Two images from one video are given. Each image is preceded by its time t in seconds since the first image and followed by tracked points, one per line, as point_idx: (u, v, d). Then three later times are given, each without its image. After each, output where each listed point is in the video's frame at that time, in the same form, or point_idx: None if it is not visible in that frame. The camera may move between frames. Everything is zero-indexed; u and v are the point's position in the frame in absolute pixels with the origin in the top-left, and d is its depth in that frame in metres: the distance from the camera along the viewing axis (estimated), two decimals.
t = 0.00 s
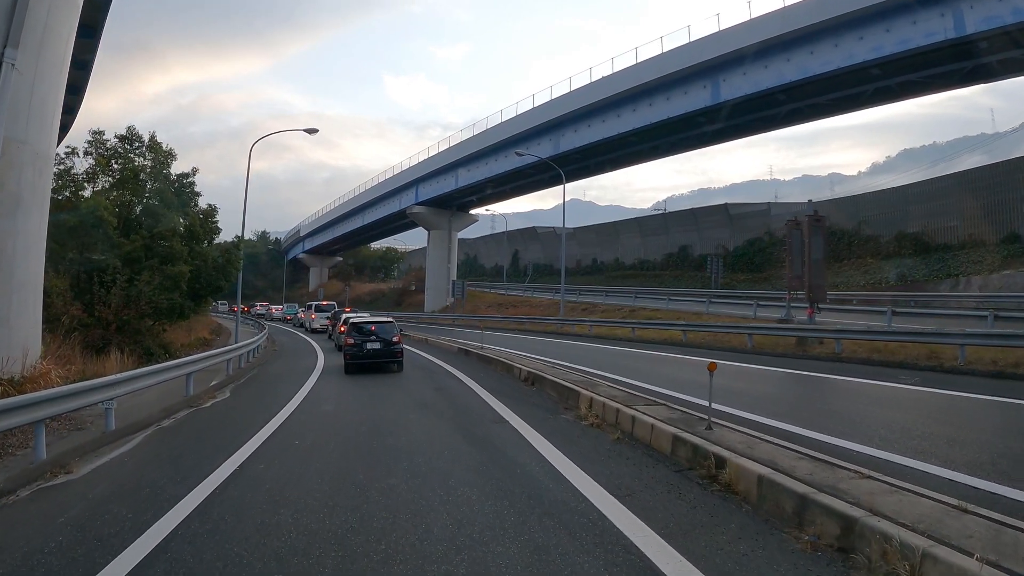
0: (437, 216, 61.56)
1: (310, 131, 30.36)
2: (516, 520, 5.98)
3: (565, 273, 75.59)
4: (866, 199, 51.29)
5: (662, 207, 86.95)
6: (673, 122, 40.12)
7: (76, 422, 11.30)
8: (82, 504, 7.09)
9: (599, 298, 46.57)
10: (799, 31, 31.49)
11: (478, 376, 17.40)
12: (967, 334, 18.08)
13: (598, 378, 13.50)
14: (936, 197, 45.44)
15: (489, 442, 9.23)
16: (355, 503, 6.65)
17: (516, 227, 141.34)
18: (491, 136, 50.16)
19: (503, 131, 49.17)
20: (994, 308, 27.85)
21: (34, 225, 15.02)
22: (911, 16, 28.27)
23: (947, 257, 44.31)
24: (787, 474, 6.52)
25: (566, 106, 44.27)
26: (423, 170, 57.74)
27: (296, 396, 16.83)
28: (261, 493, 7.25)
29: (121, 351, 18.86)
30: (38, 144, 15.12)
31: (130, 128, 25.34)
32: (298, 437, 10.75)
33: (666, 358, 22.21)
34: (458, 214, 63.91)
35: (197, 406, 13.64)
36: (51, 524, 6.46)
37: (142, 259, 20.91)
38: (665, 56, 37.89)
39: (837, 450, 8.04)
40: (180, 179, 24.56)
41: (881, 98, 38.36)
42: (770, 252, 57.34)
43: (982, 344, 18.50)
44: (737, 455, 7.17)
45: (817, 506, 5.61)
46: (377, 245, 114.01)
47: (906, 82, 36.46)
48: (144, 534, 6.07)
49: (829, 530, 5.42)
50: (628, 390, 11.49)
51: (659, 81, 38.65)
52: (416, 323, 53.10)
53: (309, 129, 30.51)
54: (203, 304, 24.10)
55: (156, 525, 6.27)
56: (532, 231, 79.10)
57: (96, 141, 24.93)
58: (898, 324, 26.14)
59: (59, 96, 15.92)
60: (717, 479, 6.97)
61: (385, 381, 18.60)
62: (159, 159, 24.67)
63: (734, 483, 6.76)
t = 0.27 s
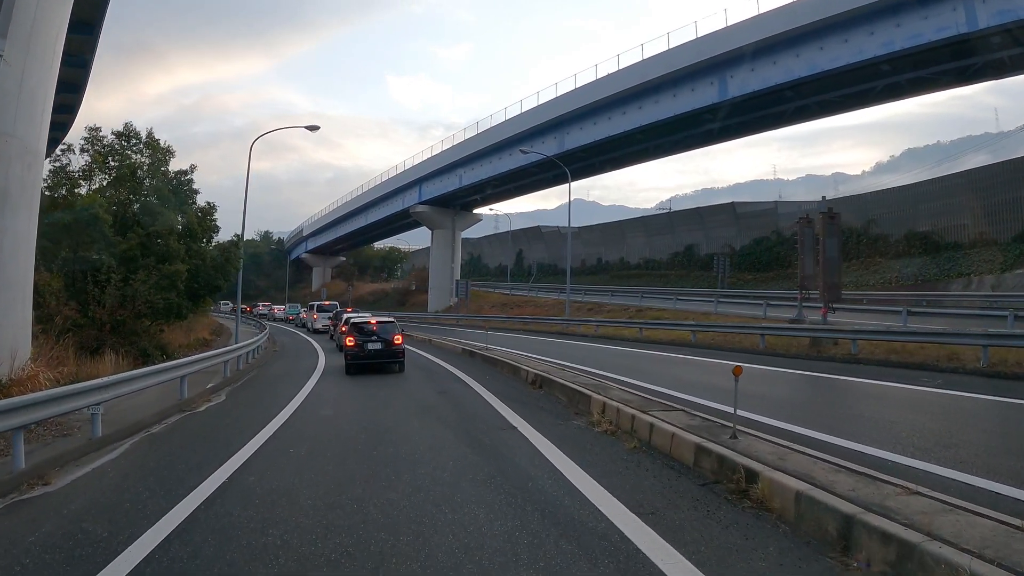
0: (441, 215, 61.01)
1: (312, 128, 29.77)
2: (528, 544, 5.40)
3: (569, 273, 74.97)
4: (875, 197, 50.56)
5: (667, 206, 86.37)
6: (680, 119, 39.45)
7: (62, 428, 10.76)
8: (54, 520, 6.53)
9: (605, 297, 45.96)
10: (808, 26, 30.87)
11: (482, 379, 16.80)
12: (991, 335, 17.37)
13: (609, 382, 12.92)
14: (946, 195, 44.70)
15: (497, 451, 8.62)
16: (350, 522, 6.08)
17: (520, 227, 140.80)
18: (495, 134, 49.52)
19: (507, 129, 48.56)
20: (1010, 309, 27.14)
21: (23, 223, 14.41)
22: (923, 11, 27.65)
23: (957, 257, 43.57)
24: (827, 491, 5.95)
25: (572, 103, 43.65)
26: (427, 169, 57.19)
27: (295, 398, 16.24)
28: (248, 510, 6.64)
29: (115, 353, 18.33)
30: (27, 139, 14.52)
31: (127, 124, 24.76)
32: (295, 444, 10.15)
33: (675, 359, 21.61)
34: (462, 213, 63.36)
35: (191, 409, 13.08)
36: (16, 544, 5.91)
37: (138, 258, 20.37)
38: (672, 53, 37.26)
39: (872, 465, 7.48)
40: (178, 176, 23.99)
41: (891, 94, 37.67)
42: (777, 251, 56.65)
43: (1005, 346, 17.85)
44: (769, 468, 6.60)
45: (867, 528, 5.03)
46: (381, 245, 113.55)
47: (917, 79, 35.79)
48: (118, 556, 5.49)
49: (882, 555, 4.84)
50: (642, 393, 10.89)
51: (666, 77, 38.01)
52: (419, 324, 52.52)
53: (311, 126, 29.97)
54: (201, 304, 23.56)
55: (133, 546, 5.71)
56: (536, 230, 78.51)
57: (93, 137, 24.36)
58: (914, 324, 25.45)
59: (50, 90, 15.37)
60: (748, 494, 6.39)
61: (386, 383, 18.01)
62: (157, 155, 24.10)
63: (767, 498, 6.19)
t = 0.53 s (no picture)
0: (445, 215, 60.42)
1: (314, 125, 29.16)
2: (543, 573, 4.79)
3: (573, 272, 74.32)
4: (885, 195, 49.81)
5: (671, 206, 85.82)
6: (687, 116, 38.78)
7: (46, 434, 10.19)
8: (22, 540, 5.95)
9: (611, 297, 45.31)
10: (818, 21, 30.22)
11: (487, 380, 16.18)
12: (1015, 337, 16.66)
13: (623, 386, 12.28)
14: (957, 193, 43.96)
15: (507, 462, 7.98)
16: (343, 546, 5.47)
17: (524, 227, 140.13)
18: (500, 132, 48.87)
19: (512, 127, 47.92)
20: None
21: (10, 221, 13.80)
22: (935, 5, 27.03)
23: (969, 256, 42.78)
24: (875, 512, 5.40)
25: (577, 100, 43.02)
26: (430, 168, 56.62)
27: (294, 400, 15.65)
28: (232, 530, 6.01)
29: (110, 354, 17.79)
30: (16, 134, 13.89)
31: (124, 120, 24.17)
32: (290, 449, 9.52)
33: (684, 360, 20.99)
34: (465, 212, 62.79)
35: (183, 415, 12.46)
36: None
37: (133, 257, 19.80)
38: (679, 49, 36.62)
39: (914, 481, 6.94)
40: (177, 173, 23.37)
41: (901, 91, 36.96)
42: (785, 250, 55.93)
43: None
44: (806, 483, 6.03)
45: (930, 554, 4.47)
46: (384, 245, 113.08)
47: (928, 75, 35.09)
48: None
49: None
50: (659, 399, 10.28)
51: (672, 74, 37.36)
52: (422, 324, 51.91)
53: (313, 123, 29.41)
54: (199, 304, 22.98)
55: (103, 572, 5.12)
56: (540, 230, 77.88)
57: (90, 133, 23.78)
58: (931, 325, 24.75)
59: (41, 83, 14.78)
60: (785, 512, 5.83)
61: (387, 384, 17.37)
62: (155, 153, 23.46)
63: (807, 517, 5.63)
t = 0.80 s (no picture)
0: (448, 214, 59.84)
1: (314, 122, 28.57)
2: None
3: (578, 272, 73.71)
4: (893, 193, 49.09)
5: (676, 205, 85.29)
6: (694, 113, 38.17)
7: (28, 441, 9.65)
8: None
9: (616, 297, 44.68)
10: (827, 16, 29.59)
11: (491, 383, 15.60)
12: None
13: (634, 389, 11.69)
14: (966, 191, 43.27)
15: (516, 473, 7.40)
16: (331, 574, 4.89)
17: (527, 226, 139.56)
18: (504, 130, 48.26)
19: (516, 125, 47.31)
20: None
21: None
22: None
23: (980, 254, 42.03)
24: (931, 535, 4.86)
25: (582, 98, 42.41)
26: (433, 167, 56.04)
27: (292, 403, 15.09)
28: (211, 554, 5.43)
29: (103, 356, 17.26)
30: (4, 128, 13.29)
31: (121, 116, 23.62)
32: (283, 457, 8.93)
33: (694, 360, 20.38)
34: (469, 211, 62.21)
35: (174, 419, 11.87)
36: None
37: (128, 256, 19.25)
38: (685, 45, 35.99)
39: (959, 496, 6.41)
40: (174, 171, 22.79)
41: (912, 87, 36.25)
42: (792, 249, 55.24)
43: None
44: (850, 501, 5.49)
45: None
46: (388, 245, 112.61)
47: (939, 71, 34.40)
48: None
49: None
50: (675, 403, 9.72)
51: (678, 70, 36.74)
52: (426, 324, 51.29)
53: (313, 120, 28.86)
54: (197, 304, 22.42)
55: None
56: (544, 229, 77.28)
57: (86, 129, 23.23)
58: (947, 325, 24.11)
59: (30, 75, 14.22)
60: (827, 533, 5.29)
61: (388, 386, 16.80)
62: (151, 150, 22.88)
63: (854, 540, 5.09)
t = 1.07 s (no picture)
0: (452, 213, 59.25)
1: (315, 119, 28.00)
2: None
3: (582, 271, 73.09)
4: (902, 191, 48.35)
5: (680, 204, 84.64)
6: (700, 110, 37.54)
7: (9, 448, 9.10)
8: None
9: (622, 297, 44.06)
10: (836, 10, 29.00)
11: (496, 384, 15.01)
12: None
13: (647, 393, 11.12)
14: (976, 189, 42.51)
15: (525, 484, 6.83)
16: None
17: (531, 226, 139.02)
18: (507, 128, 47.63)
19: (519, 123, 46.68)
20: None
21: None
22: None
23: (992, 254, 41.26)
24: (1001, 563, 4.31)
25: (587, 94, 41.79)
26: (436, 166, 55.50)
27: (290, 404, 14.53)
28: None
29: (96, 357, 16.71)
30: None
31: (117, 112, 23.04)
32: (277, 463, 8.36)
33: (705, 362, 19.77)
34: (473, 210, 61.64)
35: (165, 424, 11.30)
36: None
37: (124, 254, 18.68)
38: (692, 41, 35.36)
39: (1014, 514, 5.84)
40: (171, 167, 22.23)
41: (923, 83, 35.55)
42: (800, 248, 54.56)
43: None
44: (902, 524, 4.94)
45: None
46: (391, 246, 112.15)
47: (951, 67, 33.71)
48: None
49: None
50: (692, 409, 9.18)
51: (685, 66, 36.10)
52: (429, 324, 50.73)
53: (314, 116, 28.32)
54: (195, 304, 21.89)
55: None
56: (548, 229, 76.67)
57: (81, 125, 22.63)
58: (964, 325, 23.47)
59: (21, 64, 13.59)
60: (877, 561, 4.72)
61: (390, 387, 16.23)
62: (149, 146, 22.32)
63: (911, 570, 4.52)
